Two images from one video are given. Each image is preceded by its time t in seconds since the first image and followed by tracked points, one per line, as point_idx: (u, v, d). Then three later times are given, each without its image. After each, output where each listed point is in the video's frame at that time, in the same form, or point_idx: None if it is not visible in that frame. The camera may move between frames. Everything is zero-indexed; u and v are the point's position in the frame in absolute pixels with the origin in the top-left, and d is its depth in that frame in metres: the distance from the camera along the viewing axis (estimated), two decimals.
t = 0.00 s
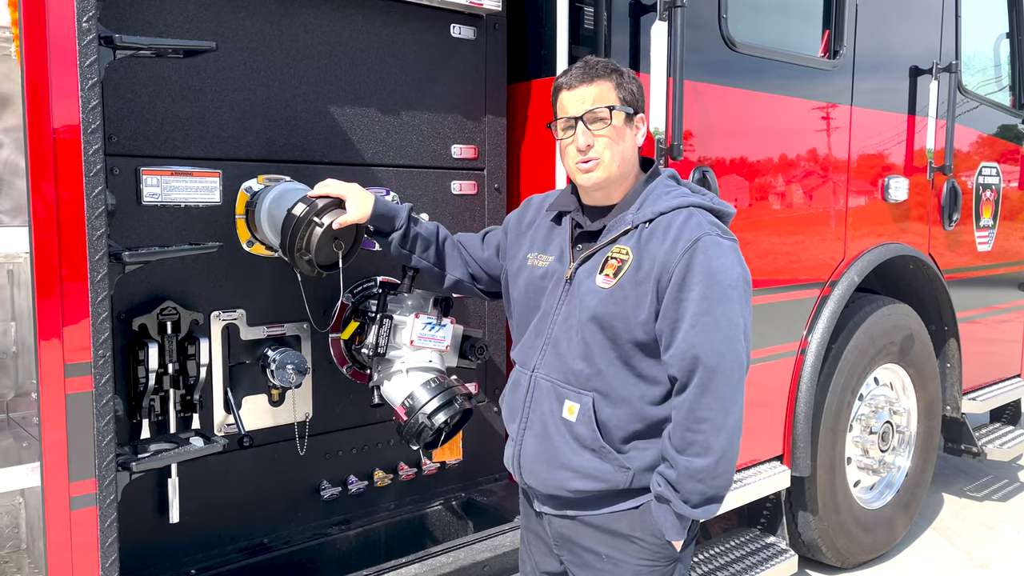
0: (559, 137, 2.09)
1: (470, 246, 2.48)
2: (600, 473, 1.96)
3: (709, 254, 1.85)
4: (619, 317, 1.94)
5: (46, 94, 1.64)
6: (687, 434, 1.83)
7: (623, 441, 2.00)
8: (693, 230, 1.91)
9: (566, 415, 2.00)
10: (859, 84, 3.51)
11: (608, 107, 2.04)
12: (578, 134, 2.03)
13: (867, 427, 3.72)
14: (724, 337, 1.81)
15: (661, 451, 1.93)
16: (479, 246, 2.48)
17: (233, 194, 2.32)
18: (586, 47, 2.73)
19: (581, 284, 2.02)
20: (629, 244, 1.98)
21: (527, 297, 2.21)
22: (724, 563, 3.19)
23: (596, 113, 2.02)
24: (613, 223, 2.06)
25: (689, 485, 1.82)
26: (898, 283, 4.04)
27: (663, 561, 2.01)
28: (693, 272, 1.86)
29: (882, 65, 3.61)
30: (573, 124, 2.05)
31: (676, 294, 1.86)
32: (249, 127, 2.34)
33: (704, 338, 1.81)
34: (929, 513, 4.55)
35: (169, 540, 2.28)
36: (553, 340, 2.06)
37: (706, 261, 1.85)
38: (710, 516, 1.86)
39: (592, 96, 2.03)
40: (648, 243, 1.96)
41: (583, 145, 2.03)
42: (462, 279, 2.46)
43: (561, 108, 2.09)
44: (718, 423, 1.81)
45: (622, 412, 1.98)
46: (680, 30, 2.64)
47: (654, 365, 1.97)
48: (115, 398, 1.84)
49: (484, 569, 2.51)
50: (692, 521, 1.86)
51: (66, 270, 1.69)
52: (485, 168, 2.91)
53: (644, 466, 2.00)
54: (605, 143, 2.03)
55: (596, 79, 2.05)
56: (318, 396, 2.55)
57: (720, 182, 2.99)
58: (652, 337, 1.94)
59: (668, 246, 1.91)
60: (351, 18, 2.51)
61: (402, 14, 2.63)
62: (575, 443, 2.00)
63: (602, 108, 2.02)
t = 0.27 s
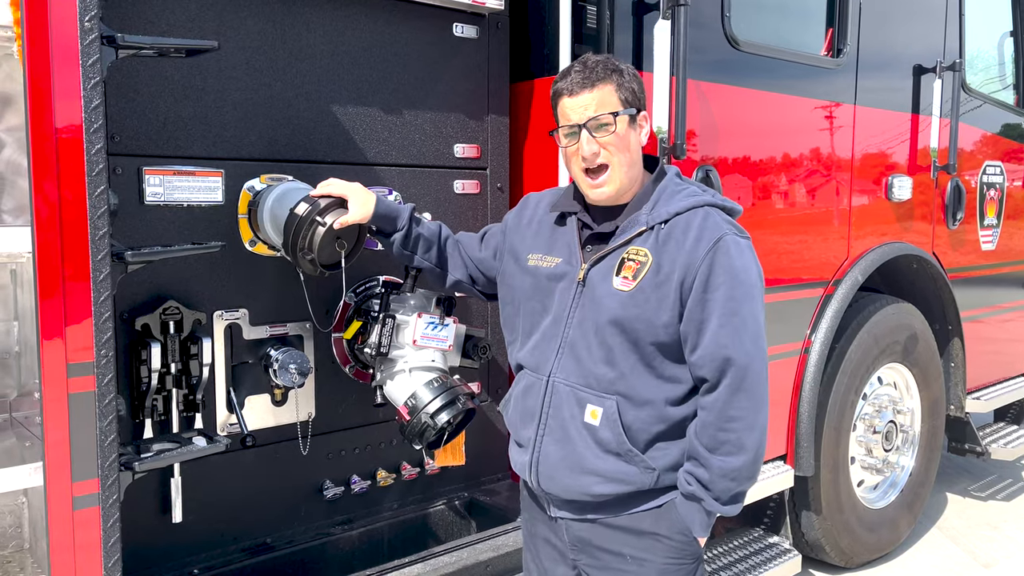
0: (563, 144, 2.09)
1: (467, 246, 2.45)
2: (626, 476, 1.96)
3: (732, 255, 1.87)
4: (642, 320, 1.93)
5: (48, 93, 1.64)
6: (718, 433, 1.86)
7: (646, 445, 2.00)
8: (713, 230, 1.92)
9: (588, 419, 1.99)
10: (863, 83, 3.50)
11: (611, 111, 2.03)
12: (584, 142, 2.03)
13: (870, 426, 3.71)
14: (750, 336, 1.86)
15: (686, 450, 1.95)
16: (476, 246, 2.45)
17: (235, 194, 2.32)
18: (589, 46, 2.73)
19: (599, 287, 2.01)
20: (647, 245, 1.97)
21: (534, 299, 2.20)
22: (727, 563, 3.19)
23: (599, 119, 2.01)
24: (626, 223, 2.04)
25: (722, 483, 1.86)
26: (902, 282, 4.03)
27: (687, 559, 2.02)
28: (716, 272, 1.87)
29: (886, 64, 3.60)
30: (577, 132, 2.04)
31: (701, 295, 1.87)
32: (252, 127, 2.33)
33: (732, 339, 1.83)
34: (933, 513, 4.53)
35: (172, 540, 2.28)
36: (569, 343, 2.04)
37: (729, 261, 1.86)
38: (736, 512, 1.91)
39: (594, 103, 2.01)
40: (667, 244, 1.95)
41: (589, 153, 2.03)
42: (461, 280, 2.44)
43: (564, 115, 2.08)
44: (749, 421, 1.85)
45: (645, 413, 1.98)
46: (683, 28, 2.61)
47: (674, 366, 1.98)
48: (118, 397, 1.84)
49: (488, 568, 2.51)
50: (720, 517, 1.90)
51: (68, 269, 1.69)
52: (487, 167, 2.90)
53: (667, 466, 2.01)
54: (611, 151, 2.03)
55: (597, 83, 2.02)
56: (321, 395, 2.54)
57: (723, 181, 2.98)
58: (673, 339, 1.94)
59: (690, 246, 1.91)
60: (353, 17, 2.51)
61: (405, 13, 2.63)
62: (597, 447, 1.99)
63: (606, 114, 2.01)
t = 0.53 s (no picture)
0: (566, 140, 2.08)
1: (471, 248, 2.44)
2: (633, 475, 1.96)
3: (736, 251, 1.87)
4: (647, 318, 1.93)
5: (51, 92, 1.64)
6: (725, 431, 1.86)
7: (653, 444, 1.99)
8: (717, 226, 1.92)
9: (594, 419, 1.98)
10: (867, 81, 3.49)
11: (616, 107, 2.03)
12: (588, 138, 2.02)
13: (874, 426, 3.70)
14: (756, 333, 1.85)
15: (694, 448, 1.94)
16: (479, 248, 2.44)
17: (238, 193, 2.32)
18: (592, 45, 2.72)
19: (603, 285, 2.00)
20: (651, 242, 1.97)
21: (537, 298, 2.20)
22: (730, 563, 3.18)
23: (604, 115, 2.01)
24: (630, 221, 2.04)
25: (730, 483, 1.85)
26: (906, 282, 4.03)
27: (698, 557, 2.02)
28: (720, 268, 1.87)
29: (890, 62, 3.59)
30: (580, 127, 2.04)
31: (706, 292, 1.87)
32: (255, 126, 2.33)
33: (738, 335, 1.83)
34: (937, 512, 4.52)
35: (176, 539, 2.28)
36: (574, 342, 2.04)
37: (733, 257, 1.86)
38: (744, 511, 1.91)
39: (598, 98, 2.01)
40: (671, 241, 1.95)
41: (594, 149, 2.02)
42: (463, 281, 2.44)
43: (567, 110, 2.07)
44: (756, 419, 1.85)
45: (652, 412, 1.97)
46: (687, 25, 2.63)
47: (678, 364, 1.98)
48: (121, 397, 1.83)
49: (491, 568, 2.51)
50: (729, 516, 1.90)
51: (71, 268, 1.68)
52: (490, 166, 2.90)
53: (675, 465, 2.00)
54: (615, 146, 2.03)
55: (601, 78, 2.02)
56: (324, 395, 2.54)
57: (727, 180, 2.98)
58: (677, 336, 1.94)
59: (693, 243, 1.91)
60: (356, 16, 2.51)
61: (407, 11, 2.62)
62: (605, 447, 1.98)
63: (610, 110, 2.01)
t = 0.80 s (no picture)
0: (567, 138, 2.07)
1: (473, 248, 2.44)
2: (636, 474, 1.95)
3: (736, 250, 1.86)
4: (647, 317, 1.93)
5: (53, 91, 1.64)
6: (727, 430, 1.85)
7: (655, 444, 1.99)
8: (717, 225, 1.91)
9: (596, 419, 1.98)
10: (870, 80, 3.48)
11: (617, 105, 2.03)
12: (589, 134, 2.02)
13: (878, 425, 3.70)
14: (757, 332, 1.84)
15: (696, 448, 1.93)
16: (481, 248, 2.45)
17: (241, 192, 2.32)
18: (594, 44, 2.71)
19: (604, 285, 2.00)
20: (651, 242, 1.97)
21: (538, 299, 2.19)
22: (734, 563, 3.17)
23: (604, 113, 2.01)
24: (630, 221, 2.04)
25: (732, 482, 1.84)
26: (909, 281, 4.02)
27: (701, 557, 2.02)
28: (720, 268, 1.87)
29: (893, 61, 3.58)
30: (580, 125, 2.03)
31: (706, 291, 1.87)
32: (257, 126, 2.33)
33: (738, 335, 1.83)
34: (941, 512, 4.51)
35: (179, 539, 2.28)
36: (575, 342, 2.03)
37: (733, 256, 1.86)
38: (747, 510, 1.90)
39: (599, 96, 2.01)
40: (671, 241, 1.95)
41: (594, 146, 2.02)
42: (465, 281, 2.44)
43: (568, 108, 2.07)
44: (757, 419, 1.85)
45: (654, 412, 1.97)
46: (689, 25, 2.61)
47: (680, 363, 1.97)
48: (123, 396, 1.84)
49: (494, 568, 2.50)
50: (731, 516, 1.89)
51: (74, 268, 1.69)
52: (493, 166, 2.89)
53: (677, 465, 2.00)
54: (616, 144, 2.02)
55: (602, 76, 2.02)
56: (327, 395, 2.54)
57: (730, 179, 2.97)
58: (678, 336, 1.94)
59: (694, 242, 1.91)
60: (359, 15, 2.51)
61: (410, 11, 2.62)
62: (607, 447, 1.98)
63: (611, 107, 2.01)
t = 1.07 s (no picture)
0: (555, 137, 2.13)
1: (476, 248, 2.45)
2: (635, 473, 1.95)
3: (732, 248, 1.85)
4: (644, 316, 1.92)
5: (55, 91, 1.64)
6: (723, 431, 1.84)
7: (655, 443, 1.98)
8: (714, 224, 1.90)
9: (595, 416, 1.98)
10: (873, 79, 3.48)
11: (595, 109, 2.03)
12: (562, 137, 2.06)
13: (881, 425, 3.69)
14: (753, 332, 1.83)
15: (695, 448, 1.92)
16: (484, 248, 2.46)
17: (243, 192, 2.32)
18: (597, 44, 2.71)
19: (602, 283, 2.00)
20: (649, 240, 1.97)
21: (538, 297, 2.19)
22: (736, 563, 3.17)
23: (577, 117, 2.02)
24: (628, 219, 2.04)
25: (729, 482, 1.83)
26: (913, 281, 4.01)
27: (700, 557, 2.01)
28: (717, 267, 1.85)
29: (896, 60, 3.57)
30: (560, 126, 2.07)
31: (702, 290, 1.86)
32: (259, 126, 2.33)
33: (734, 334, 1.81)
34: (944, 512, 4.50)
35: (181, 538, 2.29)
36: (574, 340, 2.03)
37: (729, 255, 1.84)
38: (747, 511, 1.88)
39: (576, 100, 2.03)
40: (669, 239, 1.95)
41: (567, 150, 2.06)
42: (468, 281, 2.44)
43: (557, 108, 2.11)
44: (754, 419, 1.83)
45: (653, 410, 1.96)
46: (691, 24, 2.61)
47: (679, 363, 1.97)
48: (125, 397, 1.84)
49: (496, 568, 2.50)
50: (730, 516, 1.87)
51: (76, 267, 1.69)
52: (495, 166, 2.89)
53: (677, 465, 1.99)
54: (586, 149, 2.04)
55: (584, 80, 2.03)
56: (329, 394, 2.54)
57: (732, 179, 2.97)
58: (677, 335, 1.93)
59: (691, 240, 1.90)
60: (361, 15, 2.51)
61: (412, 11, 2.62)
62: (607, 444, 1.98)
63: (583, 113, 2.02)
